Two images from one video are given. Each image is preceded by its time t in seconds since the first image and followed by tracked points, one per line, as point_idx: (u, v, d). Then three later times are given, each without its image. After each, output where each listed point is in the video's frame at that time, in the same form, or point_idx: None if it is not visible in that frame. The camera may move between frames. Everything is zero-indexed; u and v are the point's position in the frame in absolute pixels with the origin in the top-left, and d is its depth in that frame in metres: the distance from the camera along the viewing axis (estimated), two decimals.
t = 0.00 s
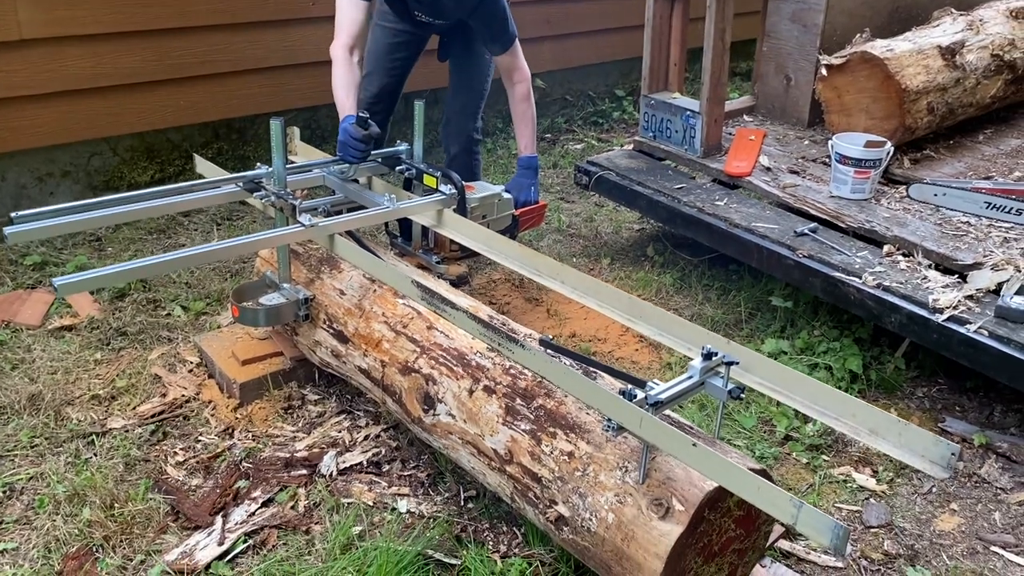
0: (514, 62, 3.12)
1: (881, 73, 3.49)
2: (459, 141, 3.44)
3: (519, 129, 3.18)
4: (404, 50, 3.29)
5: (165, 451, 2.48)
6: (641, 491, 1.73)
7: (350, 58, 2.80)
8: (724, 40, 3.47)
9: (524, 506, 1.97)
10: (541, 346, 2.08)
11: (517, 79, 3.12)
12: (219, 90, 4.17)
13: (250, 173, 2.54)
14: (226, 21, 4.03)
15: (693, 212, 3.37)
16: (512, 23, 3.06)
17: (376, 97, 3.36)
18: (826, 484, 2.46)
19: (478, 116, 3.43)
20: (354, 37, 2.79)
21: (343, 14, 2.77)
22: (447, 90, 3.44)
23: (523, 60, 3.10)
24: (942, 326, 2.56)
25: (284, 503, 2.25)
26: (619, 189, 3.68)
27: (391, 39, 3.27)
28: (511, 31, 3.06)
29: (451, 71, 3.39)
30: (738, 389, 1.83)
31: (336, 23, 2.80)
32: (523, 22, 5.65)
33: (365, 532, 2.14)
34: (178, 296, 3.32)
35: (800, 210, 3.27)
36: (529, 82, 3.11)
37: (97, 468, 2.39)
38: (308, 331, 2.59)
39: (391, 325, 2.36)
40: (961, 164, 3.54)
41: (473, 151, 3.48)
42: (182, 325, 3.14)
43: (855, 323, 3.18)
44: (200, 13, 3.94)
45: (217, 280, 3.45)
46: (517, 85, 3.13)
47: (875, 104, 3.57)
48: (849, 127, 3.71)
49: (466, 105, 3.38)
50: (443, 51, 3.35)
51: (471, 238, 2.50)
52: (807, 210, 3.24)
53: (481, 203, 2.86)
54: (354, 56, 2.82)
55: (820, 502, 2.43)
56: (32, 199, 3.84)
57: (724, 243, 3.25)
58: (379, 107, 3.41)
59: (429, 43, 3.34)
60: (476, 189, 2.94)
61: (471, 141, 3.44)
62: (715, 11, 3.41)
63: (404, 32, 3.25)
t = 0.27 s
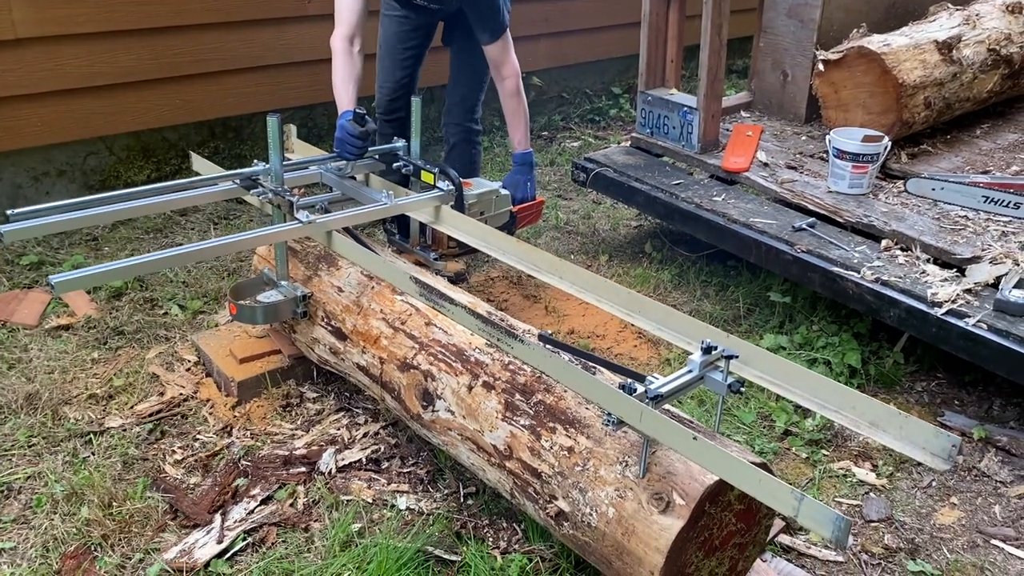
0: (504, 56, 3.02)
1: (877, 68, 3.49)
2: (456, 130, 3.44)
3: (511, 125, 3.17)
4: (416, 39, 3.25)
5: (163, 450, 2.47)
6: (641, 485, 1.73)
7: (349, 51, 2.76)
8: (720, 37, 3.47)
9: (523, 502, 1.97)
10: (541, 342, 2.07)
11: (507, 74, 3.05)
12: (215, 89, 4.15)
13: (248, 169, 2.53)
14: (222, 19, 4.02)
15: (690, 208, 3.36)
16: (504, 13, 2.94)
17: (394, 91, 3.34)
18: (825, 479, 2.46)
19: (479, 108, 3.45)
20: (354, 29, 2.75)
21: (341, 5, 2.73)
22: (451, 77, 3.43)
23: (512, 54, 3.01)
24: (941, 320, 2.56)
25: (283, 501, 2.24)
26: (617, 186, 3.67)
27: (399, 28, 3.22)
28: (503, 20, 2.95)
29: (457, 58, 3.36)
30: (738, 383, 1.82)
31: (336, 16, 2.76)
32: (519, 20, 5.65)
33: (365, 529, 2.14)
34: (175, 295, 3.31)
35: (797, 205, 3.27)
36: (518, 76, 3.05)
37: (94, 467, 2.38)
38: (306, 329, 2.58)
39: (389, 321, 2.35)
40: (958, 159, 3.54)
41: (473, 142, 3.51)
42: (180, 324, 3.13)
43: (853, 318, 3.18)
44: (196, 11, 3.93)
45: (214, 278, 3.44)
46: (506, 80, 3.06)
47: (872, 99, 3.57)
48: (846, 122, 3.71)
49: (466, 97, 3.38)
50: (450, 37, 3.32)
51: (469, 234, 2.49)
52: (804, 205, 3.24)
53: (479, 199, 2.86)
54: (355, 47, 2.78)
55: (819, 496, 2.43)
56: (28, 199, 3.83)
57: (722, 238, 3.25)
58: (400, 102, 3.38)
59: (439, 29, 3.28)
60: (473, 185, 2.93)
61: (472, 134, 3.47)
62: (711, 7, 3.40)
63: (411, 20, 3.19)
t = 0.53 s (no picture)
0: (498, 52, 2.99)
1: (874, 64, 3.49)
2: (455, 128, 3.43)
3: (506, 124, 3.17)
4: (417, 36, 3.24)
5: (160, 449, 2.46)
6: (639, 480, 1.72)
7: (347, 46, 2.76)
8: (717, 34, 3.46)
9: (521, 498, 1.96)
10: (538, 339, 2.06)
11: (500, 70, 3.03)
12: (211, 88, 4.14)
13: (243, 167, 2.52)
14: (218, 18, 4.01)
15: (687, 205, 3.36)
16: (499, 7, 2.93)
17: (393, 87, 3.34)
18: (824, 475, 2.45)
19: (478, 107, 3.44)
20: (352, 24, 2.76)
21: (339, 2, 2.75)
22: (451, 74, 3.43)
23: (507, 50, 2.99)
24: (939, 314, 2.56)
25: (280, 499, 2.23)
26: (614, 183, 3.67)
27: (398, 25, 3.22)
28: (498, 15, 2.93)
29: (458, 56, 3.36)
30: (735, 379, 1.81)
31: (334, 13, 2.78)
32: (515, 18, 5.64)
33: (362, 527, 2.13)
34: (171, 294, 3.30)
35: (794, 201, 3.27)
36: (512, 73, 3.03)
37: (90, 467, 2.37)
38: (302, 327, 2.57)
39: (386, 319, 2.34)
40: (955, 154, 3.53)
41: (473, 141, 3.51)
42: (176, 323, 3.12)
43: (851, 314, 3.18)
44: (190, 10, 3.92)
45: (211, 278, 3.43)
46: (499, 77, 3.04)
47: (868, 95, 3.57)
48: (843, 118, 3.71)
49: (466, 96, 3.37)
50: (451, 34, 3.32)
51: (466, 231, 2.48)
52: (801, 201, 3.24)
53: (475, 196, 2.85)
54: (353, 44, 2.78)
55: (818, 492, 2.42)
56: (24, 199, 3.81)
57: (719, 235, 3.24)
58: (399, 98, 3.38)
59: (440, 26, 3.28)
60: (470, 182, 2.92)
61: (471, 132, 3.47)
62: (707, 4, 3.39)
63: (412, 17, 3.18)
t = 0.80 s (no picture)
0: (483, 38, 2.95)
1: (865, 49, 3.48)
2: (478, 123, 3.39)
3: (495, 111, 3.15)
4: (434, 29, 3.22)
5: (152, 443, 2.45)
6: (631, 462, 1.71)
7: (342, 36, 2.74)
8: (707, 22, 3.44)
9: (514, 483, 1.95)
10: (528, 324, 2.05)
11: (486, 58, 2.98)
12: (201, 84, 4.13)
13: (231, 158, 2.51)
14: (208, 14, 4.00)
15: (680, 193, 3.34)
16: None
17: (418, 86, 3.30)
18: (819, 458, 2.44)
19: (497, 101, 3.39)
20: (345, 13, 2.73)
21: None
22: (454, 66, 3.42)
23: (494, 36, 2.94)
24: (933, 296, 2.54)
25: (272, 490, 2.22)
26: (606, 173, 3.66)
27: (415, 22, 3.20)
28: None
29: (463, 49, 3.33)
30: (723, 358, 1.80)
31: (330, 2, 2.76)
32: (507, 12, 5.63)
33: (355, 515, 2.12)
34: (163, 290, 3.29)
35: (787, 188, 3.26)
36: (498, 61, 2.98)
37: (81, 461, 2.36)
38: (293, 318, 2.55)
39: (377, 307, 2.33)
40: (949, 138, 3.52)
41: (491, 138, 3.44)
42: (168, 318, 3.11)
43: (846, 300, 3.17)
44: (179, 6, 3.91)
45: (203, 273, 3.41)
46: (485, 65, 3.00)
47: (860, 81, 3.56)
48: (835, 104, 3.70)
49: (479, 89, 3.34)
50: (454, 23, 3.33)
51: (456, 219, 2.47)
52: (794, 187, 3.22)
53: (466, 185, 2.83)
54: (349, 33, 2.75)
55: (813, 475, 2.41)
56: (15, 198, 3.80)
57: (712, 222, 3.23)
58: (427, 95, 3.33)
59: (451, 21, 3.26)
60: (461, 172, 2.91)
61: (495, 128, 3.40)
62: None
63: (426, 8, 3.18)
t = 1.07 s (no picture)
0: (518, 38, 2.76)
1: (866, 44, 3.48)
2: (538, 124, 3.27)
3: (512, 107, 3.02)
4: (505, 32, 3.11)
5: (156, 439, 2.44)
6: (638, 450, 1.70)
7: (370, 32, 2.61)
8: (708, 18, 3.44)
9: (520, 474, 1.94)
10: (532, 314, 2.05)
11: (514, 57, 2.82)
12: (202, 85, 4.13)
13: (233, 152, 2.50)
14: (210, 15, 4.01)
15: (683, 189, 3.34)
16: None
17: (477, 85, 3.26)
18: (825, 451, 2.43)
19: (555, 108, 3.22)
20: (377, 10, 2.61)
21: None
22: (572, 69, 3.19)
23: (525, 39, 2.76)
24: (938, 287, 2.54)
25: (277, 484, 2.21)
26: (609, 170, 3.65)
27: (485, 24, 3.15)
28: None
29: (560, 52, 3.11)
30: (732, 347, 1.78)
31: None
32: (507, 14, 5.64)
33: (360, 509, 2.11)
34: (166, 289, 3.28)
35: (790, 182, 3.25)
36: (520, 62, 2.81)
37: (85, 457, 2.35)
38: (297, 313, 2.55)
39: (381, 301, 2.33)
40: (951, 133, 3.52)
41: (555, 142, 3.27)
42: (171, 317, 3.11)
43: (849, 294, 3.16)
44: (180, 7, 3.91)
45: (205, 272, 3.41)
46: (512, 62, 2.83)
47: (862, 76, 3.56)
48: (837, 100, 3.70)
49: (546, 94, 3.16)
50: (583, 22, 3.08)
51: (460, 213, 2.46)
52: (797, 182, 3.22)
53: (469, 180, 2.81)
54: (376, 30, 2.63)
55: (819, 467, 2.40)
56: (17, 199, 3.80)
57: (715, 217, 3.22)
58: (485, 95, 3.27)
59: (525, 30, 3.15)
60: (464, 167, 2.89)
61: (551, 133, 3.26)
62: None
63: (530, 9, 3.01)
